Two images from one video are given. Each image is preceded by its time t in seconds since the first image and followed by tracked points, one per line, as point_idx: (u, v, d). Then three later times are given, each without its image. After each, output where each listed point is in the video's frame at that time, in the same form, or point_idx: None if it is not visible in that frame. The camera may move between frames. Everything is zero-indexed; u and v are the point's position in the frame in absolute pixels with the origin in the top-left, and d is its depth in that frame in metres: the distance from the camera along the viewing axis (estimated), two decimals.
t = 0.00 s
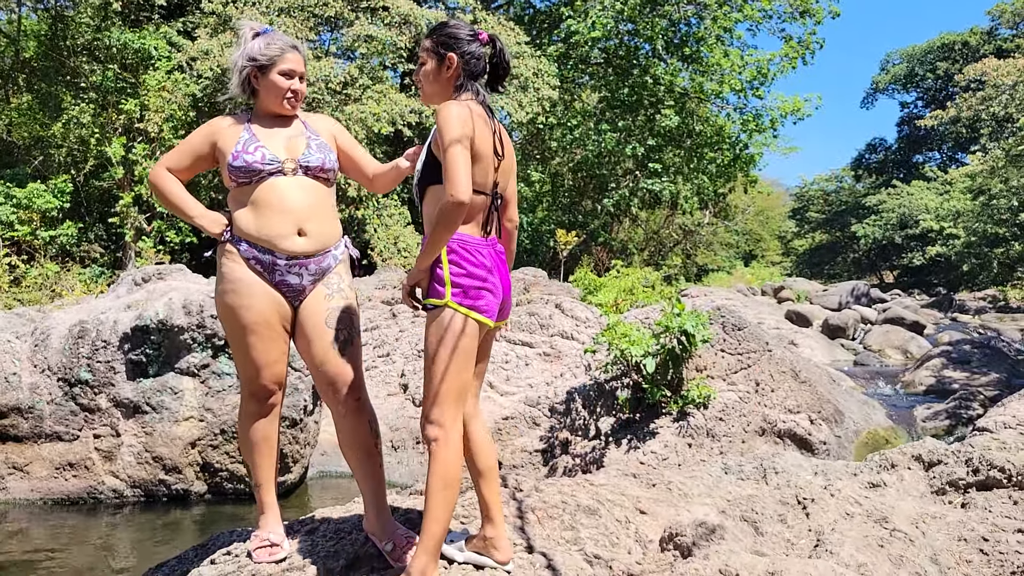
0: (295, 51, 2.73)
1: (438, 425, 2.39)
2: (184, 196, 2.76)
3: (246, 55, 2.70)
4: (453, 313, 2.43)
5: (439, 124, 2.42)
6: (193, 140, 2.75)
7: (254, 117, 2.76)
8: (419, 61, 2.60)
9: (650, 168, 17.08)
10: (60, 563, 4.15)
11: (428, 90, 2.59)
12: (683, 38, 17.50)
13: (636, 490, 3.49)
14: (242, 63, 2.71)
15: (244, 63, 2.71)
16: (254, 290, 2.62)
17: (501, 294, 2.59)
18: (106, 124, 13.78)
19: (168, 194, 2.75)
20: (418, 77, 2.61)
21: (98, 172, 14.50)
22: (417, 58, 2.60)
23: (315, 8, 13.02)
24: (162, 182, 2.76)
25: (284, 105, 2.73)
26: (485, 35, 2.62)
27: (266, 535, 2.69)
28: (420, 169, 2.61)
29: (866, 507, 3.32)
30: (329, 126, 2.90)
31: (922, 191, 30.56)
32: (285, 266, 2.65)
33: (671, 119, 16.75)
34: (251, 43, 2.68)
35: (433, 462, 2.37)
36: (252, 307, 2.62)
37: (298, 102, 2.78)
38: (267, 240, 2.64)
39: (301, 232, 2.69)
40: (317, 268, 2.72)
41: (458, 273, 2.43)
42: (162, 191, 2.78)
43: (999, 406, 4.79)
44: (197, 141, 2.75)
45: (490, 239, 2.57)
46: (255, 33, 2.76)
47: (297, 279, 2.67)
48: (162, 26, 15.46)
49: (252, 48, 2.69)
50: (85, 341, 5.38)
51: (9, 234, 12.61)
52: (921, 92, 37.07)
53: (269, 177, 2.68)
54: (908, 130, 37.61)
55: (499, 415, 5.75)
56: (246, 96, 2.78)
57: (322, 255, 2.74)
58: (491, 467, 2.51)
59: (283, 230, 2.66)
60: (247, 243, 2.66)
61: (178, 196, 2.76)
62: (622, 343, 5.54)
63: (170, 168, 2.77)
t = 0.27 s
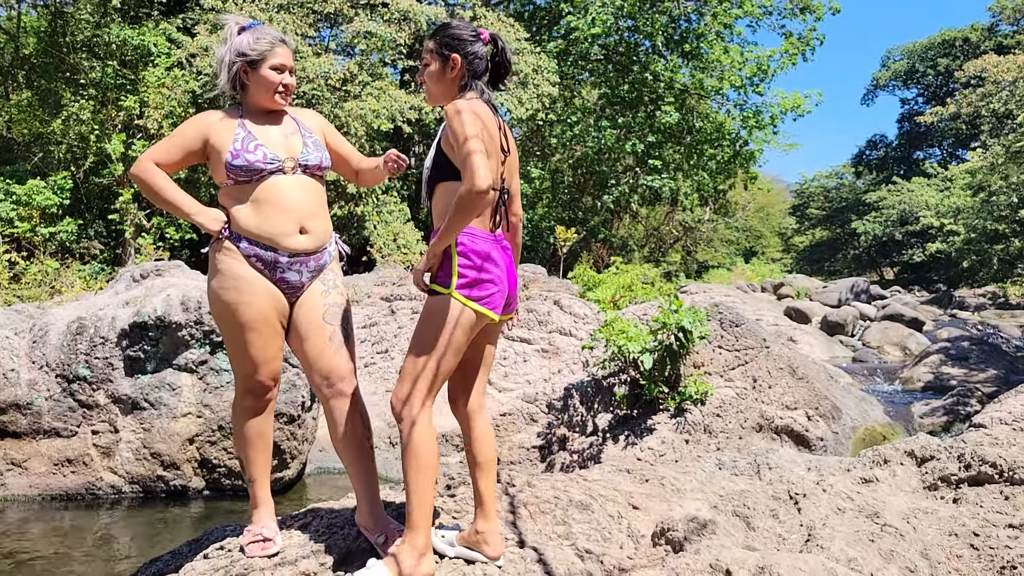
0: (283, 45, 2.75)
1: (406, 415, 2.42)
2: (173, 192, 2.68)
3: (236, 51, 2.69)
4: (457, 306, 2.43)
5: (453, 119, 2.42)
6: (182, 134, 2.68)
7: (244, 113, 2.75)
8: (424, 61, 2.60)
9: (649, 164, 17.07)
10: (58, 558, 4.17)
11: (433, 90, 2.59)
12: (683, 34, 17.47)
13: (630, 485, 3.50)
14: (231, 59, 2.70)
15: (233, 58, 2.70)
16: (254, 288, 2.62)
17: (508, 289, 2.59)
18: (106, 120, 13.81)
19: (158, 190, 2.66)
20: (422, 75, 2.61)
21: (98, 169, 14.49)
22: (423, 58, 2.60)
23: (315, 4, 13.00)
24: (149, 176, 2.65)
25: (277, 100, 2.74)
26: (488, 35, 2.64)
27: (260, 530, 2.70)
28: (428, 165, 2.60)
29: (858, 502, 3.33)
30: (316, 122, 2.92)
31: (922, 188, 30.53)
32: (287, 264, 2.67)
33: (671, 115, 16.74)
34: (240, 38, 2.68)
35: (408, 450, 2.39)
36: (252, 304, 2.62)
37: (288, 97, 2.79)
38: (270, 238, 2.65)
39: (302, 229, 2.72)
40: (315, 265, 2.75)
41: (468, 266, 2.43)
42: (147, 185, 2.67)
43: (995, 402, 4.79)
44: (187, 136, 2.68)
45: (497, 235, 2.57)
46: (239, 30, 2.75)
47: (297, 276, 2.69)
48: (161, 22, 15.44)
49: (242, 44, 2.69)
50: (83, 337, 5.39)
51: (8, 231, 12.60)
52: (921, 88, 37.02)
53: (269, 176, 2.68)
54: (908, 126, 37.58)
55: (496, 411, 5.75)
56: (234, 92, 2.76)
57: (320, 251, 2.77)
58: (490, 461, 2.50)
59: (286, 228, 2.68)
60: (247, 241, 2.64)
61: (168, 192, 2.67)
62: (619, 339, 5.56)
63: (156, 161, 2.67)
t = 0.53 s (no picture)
0: (282, 40, 2.75)
1: (405, 411, 2.44)
2: (174, 185, 2.66)
3: (236, 46, 2.68)
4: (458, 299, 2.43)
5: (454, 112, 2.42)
6: (183, 128, 2.66)
7: (243, 109, 2.75)
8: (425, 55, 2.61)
9: (650, 160, 17.04)
10: (59, 554, 4.18)
11: (432, 84, 2.59)
12: (684, 29, 17.43)
13: (627, 479, 3.52)
14: (231, 54, 2.69)
15: (233, 53, 2.69)
16: (259, 284, 2.63)
17: (507, 282, 2.60)
18: (107, 116, 13.79)
19: (160, 185, 2.63)
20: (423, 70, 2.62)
21: (98, 164, 14.47)
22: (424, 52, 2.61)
23: None
24: (150, 170, 2.62)
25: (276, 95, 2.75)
26: (487, 29, 2.63)
27: (260, 522, 2.72)
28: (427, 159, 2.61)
29: (854, 496, 3.34)
30: (313, 119, 2.94)
31: (923, 183, 30.49)
32: (291, 259, 2.69)
33: (671, 111, 16.72)
34: (240, 32, 2.67)
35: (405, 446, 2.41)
36: (257, 300, 2.62)
37: (286, 94, 2.80)
38: (275, 234, 2.66)
39: (305, 225, 2.74)
40: (316, 259, 2.78)
41: (468, 258, 2.43)
42: (145, 178, 2.64)
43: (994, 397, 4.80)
44: (187, 130, 2.66)
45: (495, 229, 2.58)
46: (237, 25, 2.74)
47: (300, 272, 2.72)
48: (161, 17, 15.41)
49: (242, 39, 2.68)
50: (84, 332, 5.40)
51: (9, 227, 12.57)
52: (922, 84, 36.95)
53: (272, 173, 2.69)
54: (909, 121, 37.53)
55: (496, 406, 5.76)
56: (232, 86, 2.76)
57: (320, 247, 2.81)
58: (492, 455, 2.52)
59: (290, 224, 2.70)
60: (251, 237, 2.65)
61: (170, 187, 2.64)
62: (618, 335, 5.56)
63: (157, 154, 2.64)
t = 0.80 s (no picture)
0: (292, 38, 2.75)
1: (410, 404, 2.45)
2: (184, 183, 2.68)
3: (245, 45, 2.69)
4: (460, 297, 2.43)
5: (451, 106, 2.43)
6: (192, 126, 2.67)
7: (253, 108, 2.76)
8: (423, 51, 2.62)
9: (652, 156, 17.03)
10: (65, 549, 4.19)
11: (430, 79, 2.61)
12: (687, 25, 17.29)
13: (632, 475, 3.53)
14: (241, 52, 2.70)
15: (242, 53, 2.71)
16: (265, 281, 2.64)
17: (507, 279, 2.60)
18: (109, 112, 13.79)
19: (168, 182, 2.64)
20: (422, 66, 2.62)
21: (101, 161, 14.47)
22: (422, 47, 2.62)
23: None
24: (159, 167, 2.64)
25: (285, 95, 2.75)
26: (487, 24, 2.62)
27: (267, 517, 2.73)
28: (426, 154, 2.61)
29: (858, 492, 3.35)
30: (324, 119, 2.94)
31: (925, 179, 30.43)
32: (297, 256, 2.70)
33: (673, 107, 16.70)
34: (250, 32, 2.68)
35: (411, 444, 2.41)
36: (263, 297, 2.64)
37: (295, 93, 2.80)
38: (281, 231, 2.67)
39: (311, 223, 2.75)
40: (323, 257, 2.79)
41: (467, 254, 2.44)
42: (155, 176, 2.66)
43: (997, 394, 4.80)
44: (196, 128, 2.67)
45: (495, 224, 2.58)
46: (247, 23, 2.75)
47: (306, 269, 2.73)
48: (163, 14, 15.40)
49: (251, 38, 2.69)
50: (88, 328, 5.41)
51: (12, 223, 12.54)
52: (925, 80, 36.88)
53: (279, 171, 2.69)
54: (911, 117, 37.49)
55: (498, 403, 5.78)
56: (242, 84, 2.77)
57: (327, 244, 2.82)
58: (501, 451, 2.52)
59: (296, 222, 2.71)
60: (257, 234, 2.66)
61: (178, 184, 2.66)
62: (620, 331, 5.57)
63: (166, 152, 2.66)
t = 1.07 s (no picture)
0: (301, 38, 2.77)
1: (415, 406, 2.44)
2: (194, 183, 2.74)
3: (255, 45, 2.73)
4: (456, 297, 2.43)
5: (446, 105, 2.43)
6: (204, 126, 2.73)
7: (262, 108, 2.78)
8: (420, 47, 2.63)
9: (654, 153, 17.00)
10: (72, 546, 4.22)
11: (426, 77, 2.63)
12: (689, 22, 17.36)
13: (637, 472, 3.55)
14: (251, 52, 2.74)
15: (252, 53, 2.74)
16: (271, 280, 2.66)
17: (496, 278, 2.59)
18: (112, 109, 13.79)
19: (178, 181, 2.70)
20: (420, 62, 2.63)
21: (104, 158, 14.48)
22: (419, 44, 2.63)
23: None
24: (171, 167, 2.70)
25: (292, 94, 2.76)
26: (477, 16, 2.61)
27: (276, 515, 2.75)
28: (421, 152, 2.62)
29: (863, 489, 3.37)
30: (335, 120, 2.95)
31: (927, 175, 30.38)
32: (301, 255, 2.70)
33: (676, 104, 16.67)
34: (258, 32, 2.72)
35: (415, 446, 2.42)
36: (268, 295, 2.65)
37: (304, 91, 2.80)
38: (285, 230, 2.68)
39: (316, 221, 2.75)
40: (330, 257, 2.78)
41: (463, 253, 2.43)
42: (168, 176, 2.72)
43: (1001, 391, 4.81)
44: (207, 128, 2.73)
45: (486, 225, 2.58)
46: (260, 24, 2.79)
47: (311, 268, 2.73)
48: (165, 10, 15.40)
49: (260, 38, 2.72)
50: (94, 326, 5.43)
51: (15, 220, 12.55)
52: (927, 76, 36.78)
53: (283, 170, 2.71)
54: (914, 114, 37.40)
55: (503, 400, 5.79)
56: (252, 85, 2.80)
57: (334, 243, 2.81)
58: (507, 450, 2.55)
59: (300, 221, 2.71)
60: (263, 233, 2.68)
61: (188, 183, 2.71)
62: (624, 328, 5.58)
63: (180, 152, 2.73)
